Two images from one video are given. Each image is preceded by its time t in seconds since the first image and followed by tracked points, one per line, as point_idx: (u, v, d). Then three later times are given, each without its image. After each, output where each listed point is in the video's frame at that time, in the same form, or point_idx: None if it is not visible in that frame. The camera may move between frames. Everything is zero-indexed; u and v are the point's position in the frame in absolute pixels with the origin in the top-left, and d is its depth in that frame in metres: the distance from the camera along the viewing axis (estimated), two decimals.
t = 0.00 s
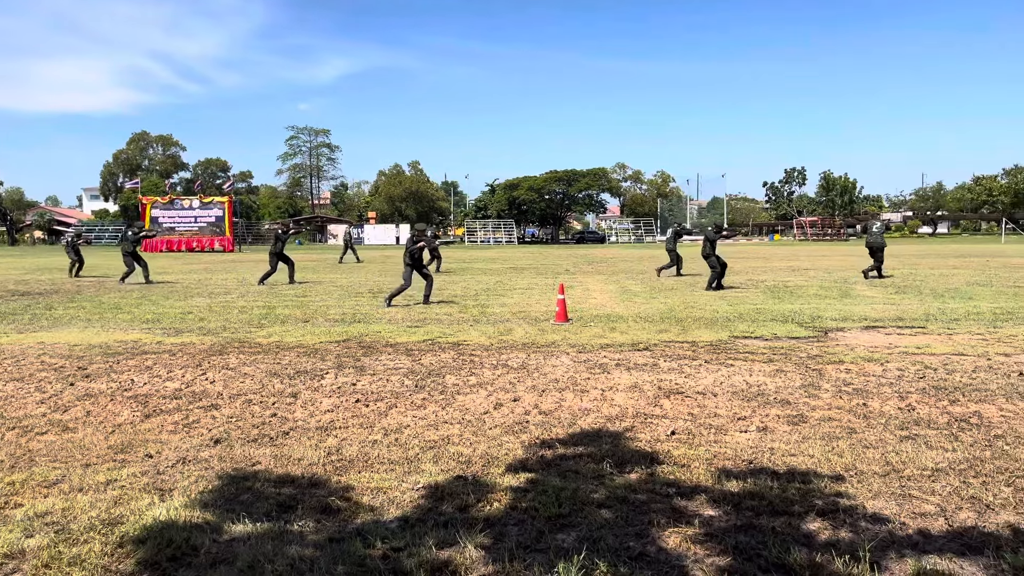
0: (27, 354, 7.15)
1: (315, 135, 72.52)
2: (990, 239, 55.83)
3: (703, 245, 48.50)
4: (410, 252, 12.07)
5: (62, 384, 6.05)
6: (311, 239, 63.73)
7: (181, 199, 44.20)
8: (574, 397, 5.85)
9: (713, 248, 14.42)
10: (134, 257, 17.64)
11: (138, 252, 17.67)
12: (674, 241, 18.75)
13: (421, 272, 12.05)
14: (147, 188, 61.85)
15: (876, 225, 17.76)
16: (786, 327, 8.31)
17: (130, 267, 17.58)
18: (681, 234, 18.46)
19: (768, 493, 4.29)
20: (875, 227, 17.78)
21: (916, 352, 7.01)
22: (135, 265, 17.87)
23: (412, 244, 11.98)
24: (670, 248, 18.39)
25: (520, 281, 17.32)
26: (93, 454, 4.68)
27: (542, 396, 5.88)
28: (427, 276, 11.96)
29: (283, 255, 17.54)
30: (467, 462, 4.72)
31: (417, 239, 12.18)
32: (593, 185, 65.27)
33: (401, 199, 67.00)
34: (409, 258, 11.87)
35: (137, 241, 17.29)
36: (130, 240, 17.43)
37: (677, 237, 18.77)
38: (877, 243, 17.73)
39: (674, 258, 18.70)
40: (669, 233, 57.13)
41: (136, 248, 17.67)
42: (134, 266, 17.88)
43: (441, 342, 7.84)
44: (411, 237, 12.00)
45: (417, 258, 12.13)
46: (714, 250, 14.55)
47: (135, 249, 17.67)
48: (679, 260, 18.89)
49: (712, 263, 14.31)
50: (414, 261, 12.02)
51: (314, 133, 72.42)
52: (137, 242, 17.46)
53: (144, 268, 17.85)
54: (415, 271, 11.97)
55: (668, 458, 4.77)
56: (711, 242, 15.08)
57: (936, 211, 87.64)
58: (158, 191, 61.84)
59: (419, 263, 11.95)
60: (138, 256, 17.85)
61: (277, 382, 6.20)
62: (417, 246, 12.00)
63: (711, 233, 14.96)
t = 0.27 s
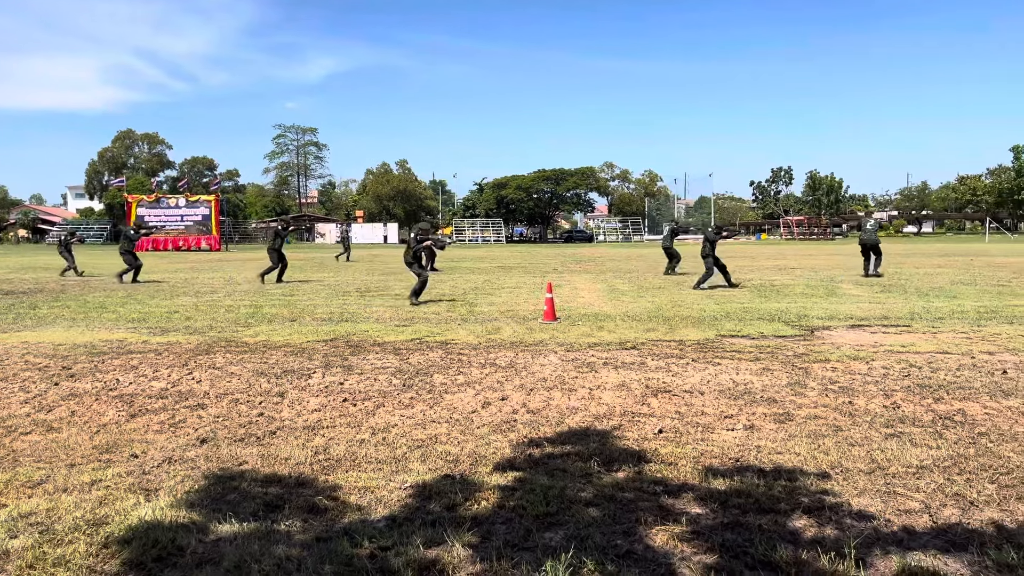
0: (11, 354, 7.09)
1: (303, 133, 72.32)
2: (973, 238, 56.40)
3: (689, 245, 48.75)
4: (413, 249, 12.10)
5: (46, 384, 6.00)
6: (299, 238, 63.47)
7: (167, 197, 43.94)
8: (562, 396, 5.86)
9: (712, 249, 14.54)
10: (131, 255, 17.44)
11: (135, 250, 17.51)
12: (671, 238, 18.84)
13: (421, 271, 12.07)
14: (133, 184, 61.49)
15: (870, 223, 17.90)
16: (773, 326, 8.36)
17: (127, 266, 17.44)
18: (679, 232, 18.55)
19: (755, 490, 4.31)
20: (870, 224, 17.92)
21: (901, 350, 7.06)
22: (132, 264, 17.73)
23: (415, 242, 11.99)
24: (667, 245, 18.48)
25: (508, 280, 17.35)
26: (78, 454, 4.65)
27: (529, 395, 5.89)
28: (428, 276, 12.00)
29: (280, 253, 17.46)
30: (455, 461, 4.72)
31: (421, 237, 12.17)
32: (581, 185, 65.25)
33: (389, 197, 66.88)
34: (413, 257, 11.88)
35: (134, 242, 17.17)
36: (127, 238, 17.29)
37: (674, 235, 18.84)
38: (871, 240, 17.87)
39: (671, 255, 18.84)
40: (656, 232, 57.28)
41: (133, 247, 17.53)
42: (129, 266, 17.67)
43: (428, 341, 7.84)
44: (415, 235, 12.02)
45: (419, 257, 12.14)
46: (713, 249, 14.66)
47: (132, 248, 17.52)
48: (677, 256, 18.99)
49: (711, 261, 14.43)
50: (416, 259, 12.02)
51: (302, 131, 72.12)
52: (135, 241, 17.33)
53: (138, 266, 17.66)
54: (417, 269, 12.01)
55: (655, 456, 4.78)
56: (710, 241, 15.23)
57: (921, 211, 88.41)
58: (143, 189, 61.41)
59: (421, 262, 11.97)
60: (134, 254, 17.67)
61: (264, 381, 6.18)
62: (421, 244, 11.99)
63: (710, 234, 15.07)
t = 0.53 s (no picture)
0: None
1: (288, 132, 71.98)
2: (956, 238, 56.98)
3: (676, 245, 48.97)
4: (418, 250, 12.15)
5: (29, 385, 5.95)
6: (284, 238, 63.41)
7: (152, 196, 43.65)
8: (549, 395, 5.87)
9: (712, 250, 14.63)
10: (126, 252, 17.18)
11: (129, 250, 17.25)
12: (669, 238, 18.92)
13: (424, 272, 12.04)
14: (116, 184, 61.09)
15: (866, 224, 18.05)
16: (759, 325, 8.42)
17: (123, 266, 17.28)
18: (677, 232, 18.61)
19: (740, 489, 4.33)
20: (866, 224, 18.08)
21: (885, 348, 7.12)
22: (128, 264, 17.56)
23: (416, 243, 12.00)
24: (666, 244, 18.55)
25: (495, 280, 17.37)
26: (61, 455, 4.61)
27: (517, 394, 5.90)
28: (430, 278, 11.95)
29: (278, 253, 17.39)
30: (442, 461, 4.72)
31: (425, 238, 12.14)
32: (568, 184, 65.40)
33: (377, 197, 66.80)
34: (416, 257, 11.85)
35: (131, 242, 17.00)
36: (123, 237, 17.13)
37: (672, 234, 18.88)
38: (866, 239, 18.05)
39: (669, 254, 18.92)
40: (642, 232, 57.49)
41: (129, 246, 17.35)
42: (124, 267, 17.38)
43: (416, 340, 7.84)
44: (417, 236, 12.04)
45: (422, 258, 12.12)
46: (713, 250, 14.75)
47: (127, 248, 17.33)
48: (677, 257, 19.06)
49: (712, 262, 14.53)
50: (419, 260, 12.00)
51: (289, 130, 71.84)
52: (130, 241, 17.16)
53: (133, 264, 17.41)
54: (422, 269, 12.03)
55: (641, 455, 4.80)
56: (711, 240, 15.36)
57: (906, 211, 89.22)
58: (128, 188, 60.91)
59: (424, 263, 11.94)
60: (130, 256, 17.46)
61: (250, 382, 6.16)
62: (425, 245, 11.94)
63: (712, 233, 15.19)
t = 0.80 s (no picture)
0: None
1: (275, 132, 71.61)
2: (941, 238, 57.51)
3: (663, 245, 49.01)
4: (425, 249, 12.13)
5: (13, 386, 5.90)
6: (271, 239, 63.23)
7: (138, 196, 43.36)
8: (537, 395, 5.88)
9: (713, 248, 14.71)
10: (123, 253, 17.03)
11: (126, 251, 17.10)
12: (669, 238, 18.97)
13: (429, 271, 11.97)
14: (101, 185, 60.64)
15: (864, 223, 18.14)
16: (746, 324, 8.45)
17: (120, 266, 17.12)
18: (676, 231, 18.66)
19: (728, 487, 4.35)
20: (864, 224, 18.18)
21: (872, 347, 7.17)
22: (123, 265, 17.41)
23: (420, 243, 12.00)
24: (666, 244, 18.55)
25: (483, 280, 17.37)
26: (46, 457, 4.58)
27: (505, 394, 5.90)
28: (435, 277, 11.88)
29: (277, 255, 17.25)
30: (430, 461, 4.72)
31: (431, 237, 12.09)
32: (557, 184, 65.35)
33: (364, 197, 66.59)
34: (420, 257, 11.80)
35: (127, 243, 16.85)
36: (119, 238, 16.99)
37: (672, 233, 18.91)
38: (863, 239, 18.15)
39: (668, 255, 18.94)
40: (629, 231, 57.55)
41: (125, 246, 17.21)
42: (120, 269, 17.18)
43: (404, 340, 7.83)
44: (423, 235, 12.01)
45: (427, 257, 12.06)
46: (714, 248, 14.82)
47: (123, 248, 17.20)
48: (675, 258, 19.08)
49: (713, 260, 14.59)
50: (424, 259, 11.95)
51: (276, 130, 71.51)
52: (125, 242, 17.00)
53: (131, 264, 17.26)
54: (429, 269, 12.01)
55: (629, 454, 4.81)
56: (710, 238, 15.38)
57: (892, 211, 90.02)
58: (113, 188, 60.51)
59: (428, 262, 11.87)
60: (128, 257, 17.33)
61: (237, 382, 6.14)
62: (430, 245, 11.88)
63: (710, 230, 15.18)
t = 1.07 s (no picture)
0: None
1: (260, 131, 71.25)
2: (925, 238, 57.93)
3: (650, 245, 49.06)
4: (429, 248, 12.00)
5: None
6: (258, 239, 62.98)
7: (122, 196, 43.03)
8: (524, 395, 5.89)
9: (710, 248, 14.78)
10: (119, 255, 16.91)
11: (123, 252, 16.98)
12: (665, 238, 19.06)
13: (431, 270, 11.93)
14: (85, 184, 60.15)
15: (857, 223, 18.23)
16: (733, 324, 8.49)
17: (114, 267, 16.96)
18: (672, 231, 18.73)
19: (714, 487, 4.37)
20: (856, 223, 18.26)
21: (857, 347, 7.22)
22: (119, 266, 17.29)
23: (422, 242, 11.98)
24: (662, 244, 18.61)
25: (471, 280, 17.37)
26: (29, 459, 4.55)
27: (492, 394, 5.91)
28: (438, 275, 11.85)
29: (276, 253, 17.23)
30: (417, 462, 4.71)
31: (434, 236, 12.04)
32: (545, 184, 65.21)
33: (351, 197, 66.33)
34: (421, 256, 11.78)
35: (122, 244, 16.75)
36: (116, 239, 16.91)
37: (668, 233, 18.96)
38: (856, 239, 18.25)
39: (664, 256, 18.98)
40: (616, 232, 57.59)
41: (121, 248, 17.11)
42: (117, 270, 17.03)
43: (391, 341, 7.82)
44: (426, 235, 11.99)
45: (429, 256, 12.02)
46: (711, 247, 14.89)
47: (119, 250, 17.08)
48: (670, 259, 19.14)
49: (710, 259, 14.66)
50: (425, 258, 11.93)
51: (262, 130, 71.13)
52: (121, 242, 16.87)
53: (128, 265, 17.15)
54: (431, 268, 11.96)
55: (615, 453, 4.83)
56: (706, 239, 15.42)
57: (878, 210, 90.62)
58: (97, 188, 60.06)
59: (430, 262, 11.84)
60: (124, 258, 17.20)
61: (223, 383, 6.11)
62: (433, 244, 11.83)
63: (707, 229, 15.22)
